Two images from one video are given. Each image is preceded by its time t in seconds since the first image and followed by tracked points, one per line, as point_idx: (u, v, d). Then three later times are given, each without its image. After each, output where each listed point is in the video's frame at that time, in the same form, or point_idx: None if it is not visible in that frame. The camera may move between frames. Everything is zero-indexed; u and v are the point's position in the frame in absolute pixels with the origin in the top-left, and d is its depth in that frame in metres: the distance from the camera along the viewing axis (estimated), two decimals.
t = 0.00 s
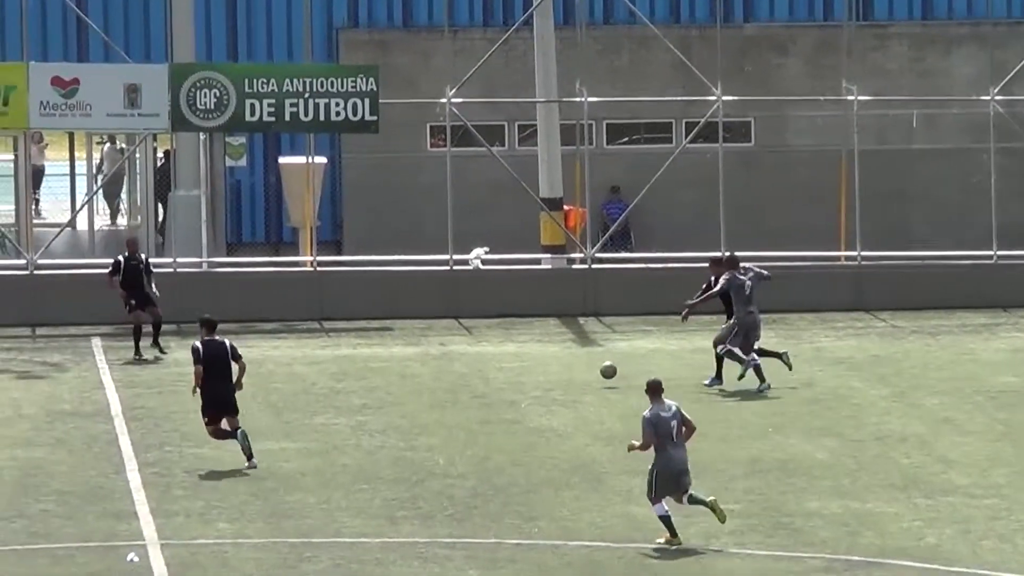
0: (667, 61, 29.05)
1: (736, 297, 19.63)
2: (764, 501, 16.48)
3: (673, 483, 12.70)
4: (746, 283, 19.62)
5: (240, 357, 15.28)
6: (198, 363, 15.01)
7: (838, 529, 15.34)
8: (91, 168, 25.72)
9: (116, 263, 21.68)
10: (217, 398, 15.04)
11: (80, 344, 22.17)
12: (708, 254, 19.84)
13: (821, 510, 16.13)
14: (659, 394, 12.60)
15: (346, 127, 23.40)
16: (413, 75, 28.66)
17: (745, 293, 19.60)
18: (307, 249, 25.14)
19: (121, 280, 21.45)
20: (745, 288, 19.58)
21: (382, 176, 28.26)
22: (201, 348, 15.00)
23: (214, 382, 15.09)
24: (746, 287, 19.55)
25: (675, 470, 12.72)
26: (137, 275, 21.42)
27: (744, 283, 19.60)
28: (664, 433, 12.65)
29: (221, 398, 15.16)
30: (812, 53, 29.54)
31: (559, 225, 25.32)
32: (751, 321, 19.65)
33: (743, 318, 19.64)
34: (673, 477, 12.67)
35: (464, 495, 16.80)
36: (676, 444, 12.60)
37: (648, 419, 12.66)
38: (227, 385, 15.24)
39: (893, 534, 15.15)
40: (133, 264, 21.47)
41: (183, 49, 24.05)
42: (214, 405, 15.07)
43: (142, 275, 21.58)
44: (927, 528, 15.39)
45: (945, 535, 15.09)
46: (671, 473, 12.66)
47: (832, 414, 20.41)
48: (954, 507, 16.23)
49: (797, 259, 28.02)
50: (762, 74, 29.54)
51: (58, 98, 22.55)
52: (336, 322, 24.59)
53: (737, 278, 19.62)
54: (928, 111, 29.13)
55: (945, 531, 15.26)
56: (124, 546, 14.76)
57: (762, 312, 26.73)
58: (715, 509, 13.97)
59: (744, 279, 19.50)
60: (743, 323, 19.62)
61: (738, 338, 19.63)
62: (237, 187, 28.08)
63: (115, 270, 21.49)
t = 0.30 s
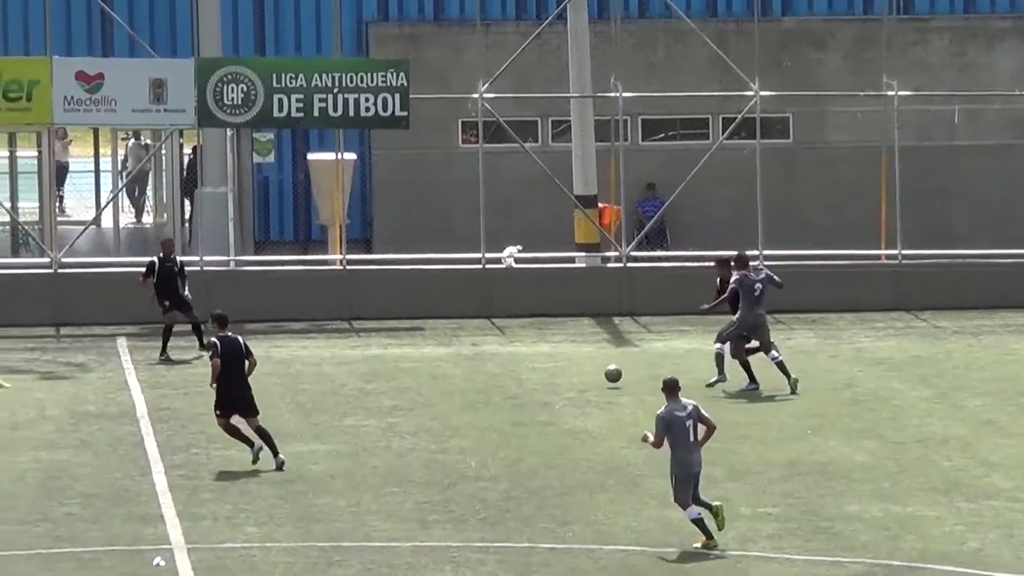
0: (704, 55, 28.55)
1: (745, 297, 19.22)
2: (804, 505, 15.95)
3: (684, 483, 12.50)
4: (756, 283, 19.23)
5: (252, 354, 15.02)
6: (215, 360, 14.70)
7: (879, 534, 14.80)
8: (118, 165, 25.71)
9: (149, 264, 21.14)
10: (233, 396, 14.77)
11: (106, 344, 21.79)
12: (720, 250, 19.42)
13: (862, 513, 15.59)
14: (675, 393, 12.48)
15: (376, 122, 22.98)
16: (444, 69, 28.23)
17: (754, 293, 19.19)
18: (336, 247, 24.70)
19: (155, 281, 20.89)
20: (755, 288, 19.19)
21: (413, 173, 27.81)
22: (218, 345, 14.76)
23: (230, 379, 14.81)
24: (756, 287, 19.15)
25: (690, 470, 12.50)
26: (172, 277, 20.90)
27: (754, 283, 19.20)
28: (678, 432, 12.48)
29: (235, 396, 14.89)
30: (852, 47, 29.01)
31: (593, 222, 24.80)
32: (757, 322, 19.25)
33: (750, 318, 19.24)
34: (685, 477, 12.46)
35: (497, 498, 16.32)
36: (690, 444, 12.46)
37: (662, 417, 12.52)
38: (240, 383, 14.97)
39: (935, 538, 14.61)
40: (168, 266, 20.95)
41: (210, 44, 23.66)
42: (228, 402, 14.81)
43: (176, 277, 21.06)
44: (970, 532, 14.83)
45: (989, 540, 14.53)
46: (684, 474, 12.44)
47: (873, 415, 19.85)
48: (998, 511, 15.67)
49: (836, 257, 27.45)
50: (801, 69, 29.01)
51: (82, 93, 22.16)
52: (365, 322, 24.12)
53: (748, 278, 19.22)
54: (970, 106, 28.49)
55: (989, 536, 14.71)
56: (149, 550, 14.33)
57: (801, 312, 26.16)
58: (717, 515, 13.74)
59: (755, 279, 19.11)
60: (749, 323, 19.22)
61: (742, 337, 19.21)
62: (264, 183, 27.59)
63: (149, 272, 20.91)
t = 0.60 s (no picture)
0: (735, 51, 28.14)
1: (752, 299, 18.79)
2: (835, 509, 15.55)
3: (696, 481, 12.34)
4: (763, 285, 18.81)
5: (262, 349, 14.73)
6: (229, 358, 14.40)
7: (911, 538, 14.39)
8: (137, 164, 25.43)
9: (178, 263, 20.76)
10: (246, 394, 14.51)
11: (128, 345, 21.50)
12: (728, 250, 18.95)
13: (894, 517, 15.19)
14: (688, 388, 12.40)
15: (401, 120, 22.64)
16: (471, 65, 27.86)
17: (762, 295, 18.77)
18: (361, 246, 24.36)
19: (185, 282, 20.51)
20: (763, 290, 18.77)
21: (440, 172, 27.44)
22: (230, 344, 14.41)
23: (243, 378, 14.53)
24: (764, 290, 18.74)
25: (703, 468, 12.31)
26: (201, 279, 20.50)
27: (762, 285, 18.78)
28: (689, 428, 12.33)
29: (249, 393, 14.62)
30: (884, 43, 28.57)
31: (622, 221, 24.47)
32: (764, 324, 18.83)
33: (756, 320, 18.81)
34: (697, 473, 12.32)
35: (523, 502, 15.95)
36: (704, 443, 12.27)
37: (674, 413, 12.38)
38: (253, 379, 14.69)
39: (969, 543, 14.20)
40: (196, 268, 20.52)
41: (233, 39, 23.38)
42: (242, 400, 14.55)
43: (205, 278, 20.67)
44: (1004, 536, 14.42)
45: None
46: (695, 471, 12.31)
47: (905, 418, 19.43)
48: None
49: (869, 257, 27.01)
50: (834, 66, 28.57)
51: (103, 90, 21.88)
52: (391, 322, 23.78)
53: (755, 280, 18.80)
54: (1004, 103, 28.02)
55: None
56: (171, 554, 14.01)
57: (833, 313, 25.70)
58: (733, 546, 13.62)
59: (764, 281, 18.70)
60: (755, 325, 18.79)
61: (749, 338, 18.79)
62: (287, 181, 27.26)
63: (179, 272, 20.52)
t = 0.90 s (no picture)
0: (773, 45, 27.62)
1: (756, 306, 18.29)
2: (874, 512, 15.03)
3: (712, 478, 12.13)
4: (765, 291, 18.23)
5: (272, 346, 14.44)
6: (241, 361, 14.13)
7: (954, 543, 13.88)
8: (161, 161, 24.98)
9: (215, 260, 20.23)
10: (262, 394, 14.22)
11: (154, 345, 21.10)
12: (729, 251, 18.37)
13: (936, 521, 14.66)
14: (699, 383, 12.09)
15: (432, 115, 22.21)
16: (504, 60, 27.42)
17: (764, 301, 18.23)
18: (391, 244, 23.91)
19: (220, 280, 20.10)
20: (765, 296, 18.21)
21: (472, 168, 26.97)
22: (242, 345, 14.12)
23: (258, 379, 14.23)
24: (767, 296, 18.19)
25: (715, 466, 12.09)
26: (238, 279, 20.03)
27: (764, 291, 18.22)
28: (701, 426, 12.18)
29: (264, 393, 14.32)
30: (926, 38, 27.98)
31: (657, 219, 23.91)
32: (770, 328, 18.33)
33: (761, 326, 18.33)
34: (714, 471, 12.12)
35: (557, 505, 15.48)
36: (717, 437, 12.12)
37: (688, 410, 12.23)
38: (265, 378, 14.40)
39: (1014, 548, 13.67)
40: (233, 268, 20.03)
41: (261, 33, 22.98)
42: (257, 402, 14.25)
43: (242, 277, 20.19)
44: None
45: None
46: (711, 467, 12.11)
47: (948, 420, 18.88)
48: None
49: (910, 256, 26.43)
50: (874, 61, 28.03)
51: (128, 85, 21.47)
52: (422, 322, 23.31)
53: (756, 287, 18.25)
54: None
55: None
56: (198, 558, 13.58)
57: (874, 312, 25.10)
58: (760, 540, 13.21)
59: (765, 289, 18.11)
60: (760, 332, 18.30)
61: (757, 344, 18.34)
62: (316, 177, 26.92)
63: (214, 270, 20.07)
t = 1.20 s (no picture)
0: (805, 42, 27.24)
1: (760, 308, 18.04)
2: (906, 516, 14.65)
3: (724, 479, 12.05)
4: (769, 293, 17.94)
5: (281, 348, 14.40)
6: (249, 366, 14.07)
7: (988, 548, 13.51)
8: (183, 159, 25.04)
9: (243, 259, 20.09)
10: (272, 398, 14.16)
11: (177, 346, 20.81)
12: (733, 251, 18.09)
13: (970, 525, 14.28)
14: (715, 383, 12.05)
15: (458, 113, 21.91)
16: (531, 56, 27.09)
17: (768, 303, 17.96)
18: (416, 244, 23.58)
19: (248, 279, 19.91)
20: (768, 298, 17.93)
21: (499, 167, 26.64)
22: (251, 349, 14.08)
23: (269, 383, 14.17)
24: (769, 298, 17.91)
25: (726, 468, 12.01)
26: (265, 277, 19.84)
27: (768, 292, 17.94)
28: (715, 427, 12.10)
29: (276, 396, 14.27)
30: (960, 34, 27.55)
31: (686, 218, 23.53)
32: (775, 331, 18.02)
33: (767, 328, 18.04)
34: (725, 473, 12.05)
35: (585, 508, 15.14)
36: (731, 438, 12.08)
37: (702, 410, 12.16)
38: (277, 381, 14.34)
39: None
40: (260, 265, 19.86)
41: (284, 30, 22.70)
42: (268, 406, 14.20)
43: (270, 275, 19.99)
44: None
45: None
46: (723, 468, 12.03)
47: (983, 422, 18.47)
48: None
49: (945, 256, 26.01)
50: (907, 58, 27.62)
51: (150, 82, 21.20)
52: (448, 323, 22.97)
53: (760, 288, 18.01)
54: None
55: None
56: (222, 563, 13.28)
57: (907, 313, 24.67)
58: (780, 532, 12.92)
59: (769, 291, 17.82)
60: (765, 334, 18.00)
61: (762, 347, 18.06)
62: (341, 177, 26.53)
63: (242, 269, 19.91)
